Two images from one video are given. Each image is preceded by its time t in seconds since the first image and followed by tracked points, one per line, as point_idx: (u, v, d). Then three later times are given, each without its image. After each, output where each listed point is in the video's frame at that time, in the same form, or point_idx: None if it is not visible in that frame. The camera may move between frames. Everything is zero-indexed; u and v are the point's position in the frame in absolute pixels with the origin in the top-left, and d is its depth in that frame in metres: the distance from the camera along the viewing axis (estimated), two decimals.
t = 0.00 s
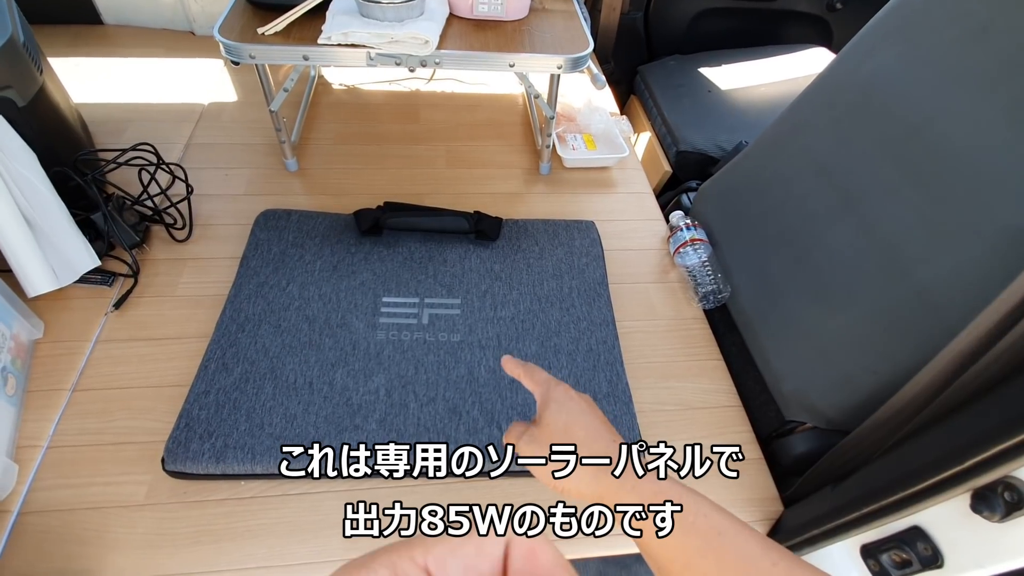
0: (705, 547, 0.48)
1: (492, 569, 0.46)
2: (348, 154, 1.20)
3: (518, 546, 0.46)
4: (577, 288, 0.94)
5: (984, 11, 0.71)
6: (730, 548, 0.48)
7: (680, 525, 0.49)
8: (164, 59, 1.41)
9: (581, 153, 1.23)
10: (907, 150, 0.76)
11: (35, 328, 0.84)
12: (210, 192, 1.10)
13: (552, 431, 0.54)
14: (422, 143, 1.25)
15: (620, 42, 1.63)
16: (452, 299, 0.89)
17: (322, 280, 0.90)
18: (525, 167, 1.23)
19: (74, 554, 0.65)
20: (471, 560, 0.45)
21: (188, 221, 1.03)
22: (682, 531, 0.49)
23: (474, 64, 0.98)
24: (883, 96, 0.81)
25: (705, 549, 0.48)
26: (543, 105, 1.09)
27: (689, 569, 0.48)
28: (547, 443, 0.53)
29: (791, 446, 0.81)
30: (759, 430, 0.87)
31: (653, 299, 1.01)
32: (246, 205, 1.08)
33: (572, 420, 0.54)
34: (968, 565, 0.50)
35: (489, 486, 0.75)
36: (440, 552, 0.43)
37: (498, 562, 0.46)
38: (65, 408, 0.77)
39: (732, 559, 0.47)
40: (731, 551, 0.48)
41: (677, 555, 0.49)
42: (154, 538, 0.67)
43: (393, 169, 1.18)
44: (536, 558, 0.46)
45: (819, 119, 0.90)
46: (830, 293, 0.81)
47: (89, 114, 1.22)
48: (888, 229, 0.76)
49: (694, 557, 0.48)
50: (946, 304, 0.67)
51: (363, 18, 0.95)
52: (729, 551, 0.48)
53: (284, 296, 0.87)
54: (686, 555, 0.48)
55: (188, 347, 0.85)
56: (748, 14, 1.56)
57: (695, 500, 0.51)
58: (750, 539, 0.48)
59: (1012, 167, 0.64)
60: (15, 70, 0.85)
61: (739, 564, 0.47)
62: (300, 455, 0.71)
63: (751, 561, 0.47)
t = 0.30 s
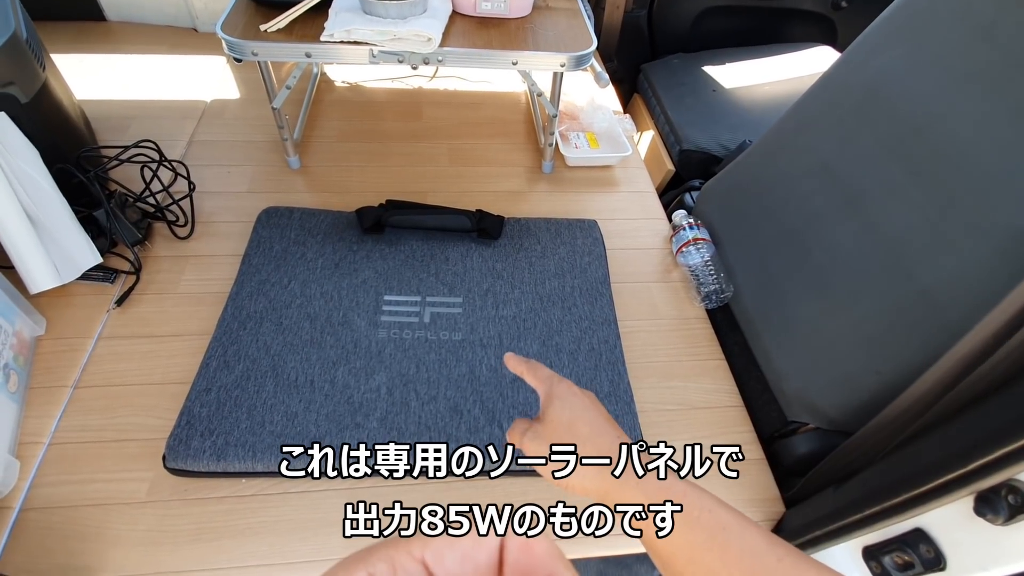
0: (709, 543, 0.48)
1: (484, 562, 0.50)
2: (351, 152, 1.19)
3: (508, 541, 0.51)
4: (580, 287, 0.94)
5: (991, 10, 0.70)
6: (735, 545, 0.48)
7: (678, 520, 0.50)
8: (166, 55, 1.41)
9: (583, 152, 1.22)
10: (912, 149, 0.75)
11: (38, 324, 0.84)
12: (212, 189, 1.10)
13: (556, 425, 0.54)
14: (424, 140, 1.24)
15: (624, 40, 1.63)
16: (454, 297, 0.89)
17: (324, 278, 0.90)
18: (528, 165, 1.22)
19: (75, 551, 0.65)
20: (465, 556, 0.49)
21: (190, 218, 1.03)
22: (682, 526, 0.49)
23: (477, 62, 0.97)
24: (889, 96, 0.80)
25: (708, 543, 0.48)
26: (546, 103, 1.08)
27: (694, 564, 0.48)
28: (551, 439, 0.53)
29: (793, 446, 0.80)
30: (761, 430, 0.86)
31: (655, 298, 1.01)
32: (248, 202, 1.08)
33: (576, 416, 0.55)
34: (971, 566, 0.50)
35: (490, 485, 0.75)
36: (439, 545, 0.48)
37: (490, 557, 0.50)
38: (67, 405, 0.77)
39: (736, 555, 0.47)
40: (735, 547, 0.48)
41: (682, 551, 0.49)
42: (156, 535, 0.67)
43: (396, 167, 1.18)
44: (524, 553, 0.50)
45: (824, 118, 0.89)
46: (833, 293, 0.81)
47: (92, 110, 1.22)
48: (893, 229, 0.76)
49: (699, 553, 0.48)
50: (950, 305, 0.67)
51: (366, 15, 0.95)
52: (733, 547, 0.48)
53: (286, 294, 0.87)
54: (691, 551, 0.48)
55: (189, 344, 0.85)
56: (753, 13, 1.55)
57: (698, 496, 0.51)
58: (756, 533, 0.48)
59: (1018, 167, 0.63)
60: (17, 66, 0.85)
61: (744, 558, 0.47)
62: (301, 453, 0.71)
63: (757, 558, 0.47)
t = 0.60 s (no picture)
0: (707, 546, 0.48)
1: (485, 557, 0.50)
2: (353, 149, 1.19)
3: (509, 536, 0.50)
4: (582, 286, 0.93)
5: (1000, 9, 0.69)
6: (733, 549, 0.47)
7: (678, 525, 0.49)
8: (169, 51, 1.40)
9: (586, 150, 1.22)
10: (920, 150, 0.74)
11: (40, 320, 0.84)
12: (214, 186, 1.10)
13: (560, 435, 0.54)
14: (427, 138, 1.24)
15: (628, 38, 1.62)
16: (456, 296, 0.89)
17: (325, 276, 0.90)
18: (531, 164, 1.22)
19: (76, 547, 0.65)
20: (468, 549, 0.49)
21: (192, 214, 1.03)
22: (682, 532, 0.49)
23: (480, 59, 0.97)
24: (895, 96, 0.80)
25: (707, 548, 0.48)
26: (549, 101, 1.08)
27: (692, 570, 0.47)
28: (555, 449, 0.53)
29: (795, 448, 0.80)
30: (763, 432, 0.86)
31: (657, 298, 1.00)
32: (250, 199, 1.07)
33: (579, 428, 0.54)
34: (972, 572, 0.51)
35: (491, 485, 0.75)
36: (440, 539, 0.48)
37: (493, 551, 0.50)
38: (69, 401, 0.77)
39: (734, 559, 0.47)
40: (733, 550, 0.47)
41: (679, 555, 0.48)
42: (156, 532, 0.67)
43: (398, 164, 1.17)
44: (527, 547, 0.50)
45: (829, 118, 0.89)
46: (837, 294, 0.80)
47: (94, 106, 1.22)
48: (898, 231, 0.75)
49: (699, 558, 0.47)
50: (956, 308, 0.66)
51: (369, 12, 0.94)
52: (732, 553, 0.47)
53: (287, 292, 0.87)
54: (689, 554, 0.48)
55: (191, 341, 0.85)
56: (759, 11, 1.54)
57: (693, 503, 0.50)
58: (751, 539, 0.48)
59: None
60: (19, 61, 0.85)
61: (740, 565, 0.46)
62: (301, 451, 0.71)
63: (754, 561, 0.46)
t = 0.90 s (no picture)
0: (703, 546, 0.48)
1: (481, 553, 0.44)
2: (352, 148, 1.19)
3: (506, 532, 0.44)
4: (579, 287, 0.93)
5: (1000, 11, 0.69)
6: (728, 549, 0.48)
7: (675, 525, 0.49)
8: (169, 49, 1.41)
9: (585, 150, 1.22)
10: (918, 152, 0.74)
11: (39, 317, 0.85)
12: (214, 184, 1.10)
13: (559, 435, 0.55)
14: (426, 137, 1.24)
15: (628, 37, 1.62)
16: (453, 296, 0.89)
17: (323, 275, 0.90)
18: (529, 163, 1.22)
19: (74, 543, 0.66)
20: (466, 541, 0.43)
21: (191, 213, 1.03)
22: (679, 534, 0.49)
23: (479, 59, 0.97)
24: (894, 98, 0.79)
25: (703, 547, 0.48)
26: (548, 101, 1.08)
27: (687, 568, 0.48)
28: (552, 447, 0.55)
29: (790, 450, 0.80)
30: (758, 433, 0.86)
31: (655, 298, 1.00)
32: (249, 198, 1.08)
33: (578, 427, 0.56)
34: None
35: (487, 484, 0.75)
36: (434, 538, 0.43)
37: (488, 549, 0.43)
38: (68, 399, 0.78)
39: (729, 559, 0.47)
40: (728, 551, 0.48)
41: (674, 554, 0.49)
42: (153, 529, 0.67)
43: (397, 163, 1.17)
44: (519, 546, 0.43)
45: (828, 119, 0.89)
46: (833, 297, 0.80)
47: (95, 104, 1.22)
48: (894, 234, 0.75)
49: (694, 558, 0.48)
50: (951, 311, 0.66)
51: (367, 11, 0.94)
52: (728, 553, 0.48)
53: (285, 291, 0.87)
54: (685, 555, 0.48)
55: (189, 340, 0.85)
56: (761, 9, 1.53)
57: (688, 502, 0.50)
58: (746, 540, 0.48)
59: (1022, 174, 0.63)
60: (19, 59, 0.85)
61: (733, 565, 0.47)
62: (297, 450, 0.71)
63: (748, 562, 0.47)
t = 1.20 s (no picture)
0: (713, 532, 0.43)
1: (519, 543, 0.35)
2: (350, 156, 1.23)
3: (544, 505, 0.36)
4: (569, 287, 0.97)
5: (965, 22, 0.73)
6: (743, 537, 0.42)
7: (685, 507, 0.44)
8: (172, 61, 1.45)
9: (576, 156, 1.25)
10: (890, 154, 0.78)
11: (48, 318, 0.88)
12: (216, 191, 1.13)
13: (577, 422, 0.52)
14: (422, 144, 1.28)
15: (620, 47, 1.66)
16: (447, 296, 0.92)
17: (322, 277, 0.93)
18: (522, 169, 1.25)
19: (82, 533, 0.69)
20: (505, 521, 0.35)
21: (194, 218, 1.07)
22: (689, 517, 0.44)
23: (471, 68, 1.01)
24: (868, 103, 0.83)
25: (714, 534, 0.43)
26: (539, 109, 1.11)
27: (705, 560, 0.42)
28: (568, 431, 0.51)
29: (774, 443, 0.83)
30: (744, 427, 0.89)
31: (643, 298, 1.03)
32: (250, 204, 1.11)
33: (595, 413, 0.52)
34: (933, 555, 0.54)
35: (478, 476, 0.78)
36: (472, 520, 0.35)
37: (526, 534, 0.35)
38: (76, 396, 0.81)
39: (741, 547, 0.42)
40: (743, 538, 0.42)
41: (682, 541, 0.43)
42: (158, 519, 0.70)
43: (393, 169, 1.21)
44: (561, 526, 0.35)
45: (807, 124, 0.92)
46: (812, 293, 0.83)
47: (101, 115, 1.26)
48: (869, 232, 0.78)
49: (703, 543, 0.43)
50: (920, 304, 0.69)
51: (364, 24, 0.98)
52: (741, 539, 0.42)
53: (284, 292, 0.90)
54: (697, 542, 0.43)
55: (193, 339, 0.88)
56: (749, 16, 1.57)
57: (680, 475, 0.46)
58: (762, 528, 0.43)
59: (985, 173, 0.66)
60: (30, 72, 0.89)
61: (749, 557, 0.41)
62: (296, 443, 0.74)
63: (763, 552, 0.41)
